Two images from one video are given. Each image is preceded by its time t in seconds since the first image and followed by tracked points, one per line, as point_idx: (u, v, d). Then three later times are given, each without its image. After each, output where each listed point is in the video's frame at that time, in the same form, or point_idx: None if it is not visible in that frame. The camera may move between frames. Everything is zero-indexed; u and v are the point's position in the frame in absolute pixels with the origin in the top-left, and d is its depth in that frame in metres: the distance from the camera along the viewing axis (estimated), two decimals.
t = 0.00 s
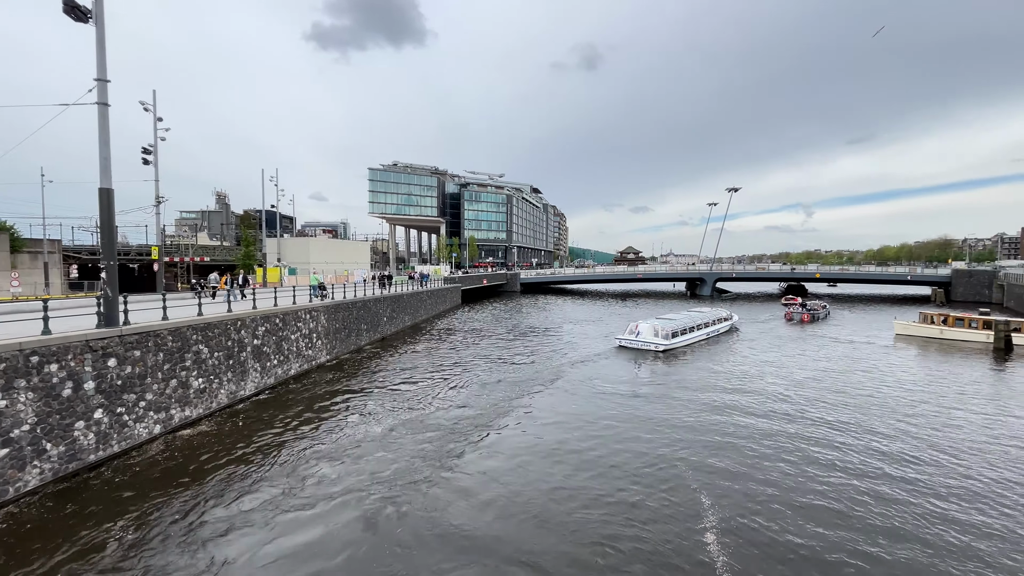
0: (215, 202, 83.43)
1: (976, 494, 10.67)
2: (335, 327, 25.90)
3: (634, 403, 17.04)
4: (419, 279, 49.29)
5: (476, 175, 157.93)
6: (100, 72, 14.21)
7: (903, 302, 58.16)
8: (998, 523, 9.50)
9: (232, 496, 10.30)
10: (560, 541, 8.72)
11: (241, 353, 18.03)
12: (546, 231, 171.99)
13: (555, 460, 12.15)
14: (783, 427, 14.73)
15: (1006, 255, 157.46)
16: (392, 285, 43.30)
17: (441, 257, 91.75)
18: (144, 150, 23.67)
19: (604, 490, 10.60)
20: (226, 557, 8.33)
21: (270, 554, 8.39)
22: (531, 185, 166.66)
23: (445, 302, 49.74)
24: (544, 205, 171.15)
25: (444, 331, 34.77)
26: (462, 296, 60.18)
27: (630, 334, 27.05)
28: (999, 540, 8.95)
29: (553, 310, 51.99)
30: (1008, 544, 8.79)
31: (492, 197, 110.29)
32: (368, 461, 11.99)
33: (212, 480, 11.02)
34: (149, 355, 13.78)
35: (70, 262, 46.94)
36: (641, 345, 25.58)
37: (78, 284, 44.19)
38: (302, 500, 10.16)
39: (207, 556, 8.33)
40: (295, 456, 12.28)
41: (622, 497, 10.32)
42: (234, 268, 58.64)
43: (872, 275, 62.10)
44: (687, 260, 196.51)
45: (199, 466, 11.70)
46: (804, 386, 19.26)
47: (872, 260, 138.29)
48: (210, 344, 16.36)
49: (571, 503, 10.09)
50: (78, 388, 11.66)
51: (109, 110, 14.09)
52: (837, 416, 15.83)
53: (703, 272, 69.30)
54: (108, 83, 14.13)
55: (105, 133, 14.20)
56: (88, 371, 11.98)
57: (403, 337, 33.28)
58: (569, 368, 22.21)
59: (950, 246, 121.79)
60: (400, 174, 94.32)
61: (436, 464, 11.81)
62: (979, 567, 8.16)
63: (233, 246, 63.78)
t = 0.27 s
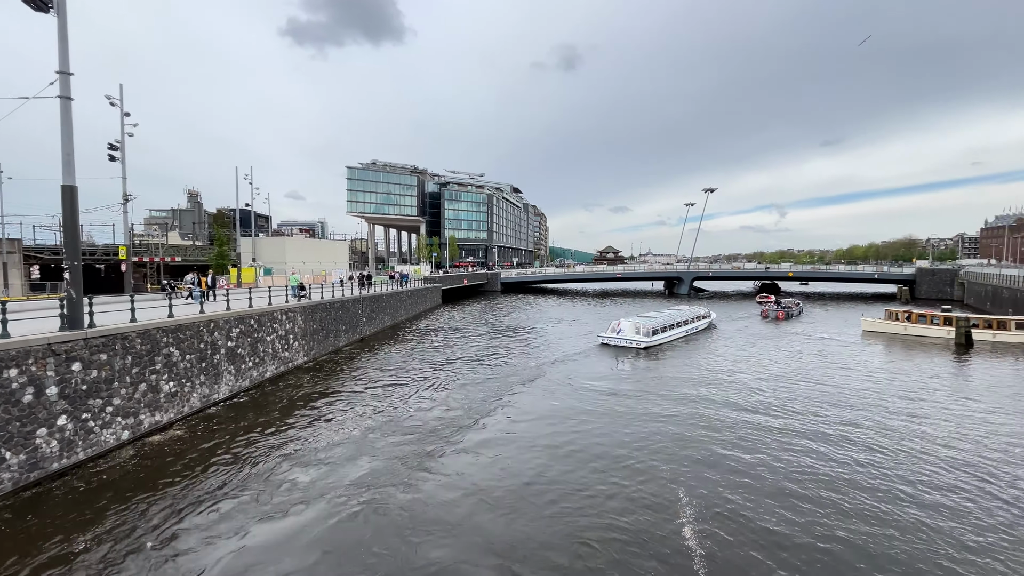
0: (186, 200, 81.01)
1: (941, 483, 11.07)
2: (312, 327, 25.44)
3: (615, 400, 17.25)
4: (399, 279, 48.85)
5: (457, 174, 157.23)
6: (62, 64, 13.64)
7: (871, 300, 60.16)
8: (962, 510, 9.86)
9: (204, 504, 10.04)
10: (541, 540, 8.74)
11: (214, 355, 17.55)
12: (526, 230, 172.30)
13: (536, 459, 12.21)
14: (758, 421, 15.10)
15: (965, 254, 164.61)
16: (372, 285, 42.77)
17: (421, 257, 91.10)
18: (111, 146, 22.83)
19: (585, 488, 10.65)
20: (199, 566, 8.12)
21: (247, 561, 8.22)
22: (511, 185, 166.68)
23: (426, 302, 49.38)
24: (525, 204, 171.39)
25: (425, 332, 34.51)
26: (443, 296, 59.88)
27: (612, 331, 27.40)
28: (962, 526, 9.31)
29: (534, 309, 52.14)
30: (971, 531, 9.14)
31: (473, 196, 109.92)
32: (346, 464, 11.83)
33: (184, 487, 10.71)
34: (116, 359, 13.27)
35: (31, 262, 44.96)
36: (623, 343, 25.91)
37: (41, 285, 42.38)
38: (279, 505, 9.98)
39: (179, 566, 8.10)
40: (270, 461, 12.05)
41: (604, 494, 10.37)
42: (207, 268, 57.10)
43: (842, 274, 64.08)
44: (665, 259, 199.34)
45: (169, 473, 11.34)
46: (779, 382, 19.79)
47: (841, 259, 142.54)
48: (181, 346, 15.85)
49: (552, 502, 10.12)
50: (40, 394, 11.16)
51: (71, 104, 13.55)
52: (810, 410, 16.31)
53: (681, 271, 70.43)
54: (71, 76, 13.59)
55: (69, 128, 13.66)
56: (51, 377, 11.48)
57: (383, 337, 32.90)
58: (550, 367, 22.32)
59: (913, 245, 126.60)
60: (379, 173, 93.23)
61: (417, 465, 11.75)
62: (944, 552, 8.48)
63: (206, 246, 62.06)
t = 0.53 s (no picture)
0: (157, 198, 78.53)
1: (910, 475, 11.41)
2: (289, 328, 24.94)
3: (597, 399, 17.40)
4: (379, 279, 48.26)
5: (438, 174, 156.25)
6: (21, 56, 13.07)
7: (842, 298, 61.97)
8: (932, 502, 10.14)
9: (175, 513, 9.74)
10: (522, 541, 8.67)
11: (186, 358, 17.04)
12: (507, 230, 172.32)
13: (517, 459, 12.21)
14: (736, 417, 15.40)
15: (929, 254, 170.65)
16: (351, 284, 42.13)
17: (402, 256, 90.23)
18: (75, 141, 21.94)
19: (567, 488, 10.62)
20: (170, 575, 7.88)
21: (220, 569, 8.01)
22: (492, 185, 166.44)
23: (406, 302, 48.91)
24: (506, 204, 171.31)
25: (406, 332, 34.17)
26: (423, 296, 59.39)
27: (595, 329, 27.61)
28: (932, 518, 9.57)
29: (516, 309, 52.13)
30: (940, 522, 9.41)
31: (453, 196, 109.33)
32: (323, 468, 11.61)
33: (154, 495, 10.37)
34: (82, 362, 12.76)
35: None
36: (605, 341, 26.15)
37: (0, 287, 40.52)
38: (254, 511, 9.76)
39: None
40: (245, 466, 11.76)
41: (585, 494, 10.36)
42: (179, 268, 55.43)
43: (814, 273, 65.89)
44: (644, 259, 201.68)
45: (138, 481, 10.96)
46: (756, 379, 20.23)
47: (814, 259, 146.38)
48: (151, 349, 15.34)
49: (533, 503, 10.07)
50: None
51: (32, 97, 12.99)
52: (785, 405, 16.72)
53: (660, 271, 71.37)
54: (32, 68, 13.02)
55: (30, 122, 13.09)
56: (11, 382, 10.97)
57: (362, 338, 32.45)
58: (532, 367, 22.35)
59: (881, 245, 131.01)
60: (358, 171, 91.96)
61: (397, 466, 11.63)
62: (913, 542, 8.74)
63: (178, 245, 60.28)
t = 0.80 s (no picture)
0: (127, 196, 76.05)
1: (880, 467, 11.77)
2: (267, 330, 24.47)
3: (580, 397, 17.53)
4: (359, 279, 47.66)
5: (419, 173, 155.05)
6: None
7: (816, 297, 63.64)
8: (901, 492, 10.52)
9: (147, 521, 9.47)
10: (506, 540, 8.69)
11: (159, 361, 16.55)
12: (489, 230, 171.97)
13: (499, 458, 12.21)
14: (715, 413, 15.68)
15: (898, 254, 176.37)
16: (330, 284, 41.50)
17: (383, 256, 89.29)
18: (38, 136, 21.08)
19: (548, 486, 10.67)
20: None
21: None
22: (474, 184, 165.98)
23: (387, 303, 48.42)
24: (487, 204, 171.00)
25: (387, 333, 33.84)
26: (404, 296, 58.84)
27: (579, 328, 27.86)
28: (901, 507, 9.92)
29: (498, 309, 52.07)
30: (908, 511, 9.77)
31: (434, 195, 108.66)
32: (302, 472, 11.43)
33: (124, 503, 10.05)
34: (47, 367, 12.26)
35: None
36: (588, 340, 26.37)
37: None
38: (229, 517, 9.56)
39: None
40: (220, 471, 11.49)
41: (566, 491, 10.43)
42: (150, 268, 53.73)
43: (789, 273, 67.55)
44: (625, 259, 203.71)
45: (107, 489, 10.59)
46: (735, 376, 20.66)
47: (789, 258, 149.72)
48: (122, 352, 14.85)
49: (514, 501, 10.09)
50: None
51: None
52: (763, 400, 17.11)
53: (641, 271, 72.20)
54: None
55: None
56: None
57: (342, 339, 32.01)
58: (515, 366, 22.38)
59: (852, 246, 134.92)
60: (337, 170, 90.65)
61: (377, 468, 11.53)
62: (883, 532, 9.02)
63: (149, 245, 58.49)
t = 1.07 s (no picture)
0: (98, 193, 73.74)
1: (854, 461, 12.02)
2: (245, 331, 23.95)
3: (565, 395, 17.57)
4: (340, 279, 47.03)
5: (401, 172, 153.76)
6: None
7: (793, 296, 65.02)
8: (875, 485, 10.75)
9: (116, 529, 9.18)
10: (489, 541, 8.62)
11: (130, 364, 16.04)
12: (473, 230, 171.53)
13: (481, 459, 12.11)
14: (696, 409, 15.86)
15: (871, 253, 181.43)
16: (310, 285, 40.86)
17: (365, 256, 88.38)
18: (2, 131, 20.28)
19: (530, 485, 10.61)
20: None
21: None
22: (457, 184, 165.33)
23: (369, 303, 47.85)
24: (471, 204, 170.45)
25: (369, 334, 33.45)
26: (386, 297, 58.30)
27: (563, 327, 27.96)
28: (876, 500, 10.18)
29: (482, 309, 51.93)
30: (880, 504, 9.98)
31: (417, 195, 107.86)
32: (279, 476, 11.20)
33: (92, 512, 9.72)
34: (10, 371, 11.77)
35: None
36: (573, 339, 26.49)
37: None
38: (202, 524, 9.31)
39: None
40: (194, 477, 11.19)
41: (547, 491, 10.39)
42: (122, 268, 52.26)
43: (767, 272, 68.88)
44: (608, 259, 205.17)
45: (76, 497, 10.24)
46: (716, 373, 20.95)
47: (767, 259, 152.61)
48: (91, 355, 14.34)
49: (495, 501, 10.00)
50: None
51: None
52: (742, 397, 17.39)
53: (623, 271, 72.81)
54: None
55: None
56: None
57: (323, 340, 31.52)
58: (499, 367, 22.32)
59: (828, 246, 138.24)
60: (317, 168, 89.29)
61: (356, 471, 11.33)
62: (856, 525, 9.20)
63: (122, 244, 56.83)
